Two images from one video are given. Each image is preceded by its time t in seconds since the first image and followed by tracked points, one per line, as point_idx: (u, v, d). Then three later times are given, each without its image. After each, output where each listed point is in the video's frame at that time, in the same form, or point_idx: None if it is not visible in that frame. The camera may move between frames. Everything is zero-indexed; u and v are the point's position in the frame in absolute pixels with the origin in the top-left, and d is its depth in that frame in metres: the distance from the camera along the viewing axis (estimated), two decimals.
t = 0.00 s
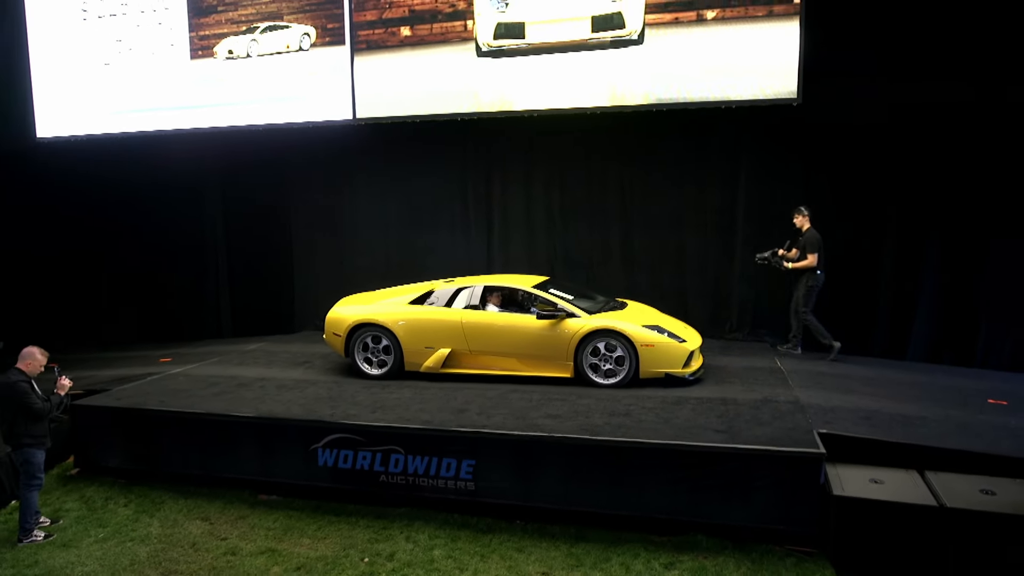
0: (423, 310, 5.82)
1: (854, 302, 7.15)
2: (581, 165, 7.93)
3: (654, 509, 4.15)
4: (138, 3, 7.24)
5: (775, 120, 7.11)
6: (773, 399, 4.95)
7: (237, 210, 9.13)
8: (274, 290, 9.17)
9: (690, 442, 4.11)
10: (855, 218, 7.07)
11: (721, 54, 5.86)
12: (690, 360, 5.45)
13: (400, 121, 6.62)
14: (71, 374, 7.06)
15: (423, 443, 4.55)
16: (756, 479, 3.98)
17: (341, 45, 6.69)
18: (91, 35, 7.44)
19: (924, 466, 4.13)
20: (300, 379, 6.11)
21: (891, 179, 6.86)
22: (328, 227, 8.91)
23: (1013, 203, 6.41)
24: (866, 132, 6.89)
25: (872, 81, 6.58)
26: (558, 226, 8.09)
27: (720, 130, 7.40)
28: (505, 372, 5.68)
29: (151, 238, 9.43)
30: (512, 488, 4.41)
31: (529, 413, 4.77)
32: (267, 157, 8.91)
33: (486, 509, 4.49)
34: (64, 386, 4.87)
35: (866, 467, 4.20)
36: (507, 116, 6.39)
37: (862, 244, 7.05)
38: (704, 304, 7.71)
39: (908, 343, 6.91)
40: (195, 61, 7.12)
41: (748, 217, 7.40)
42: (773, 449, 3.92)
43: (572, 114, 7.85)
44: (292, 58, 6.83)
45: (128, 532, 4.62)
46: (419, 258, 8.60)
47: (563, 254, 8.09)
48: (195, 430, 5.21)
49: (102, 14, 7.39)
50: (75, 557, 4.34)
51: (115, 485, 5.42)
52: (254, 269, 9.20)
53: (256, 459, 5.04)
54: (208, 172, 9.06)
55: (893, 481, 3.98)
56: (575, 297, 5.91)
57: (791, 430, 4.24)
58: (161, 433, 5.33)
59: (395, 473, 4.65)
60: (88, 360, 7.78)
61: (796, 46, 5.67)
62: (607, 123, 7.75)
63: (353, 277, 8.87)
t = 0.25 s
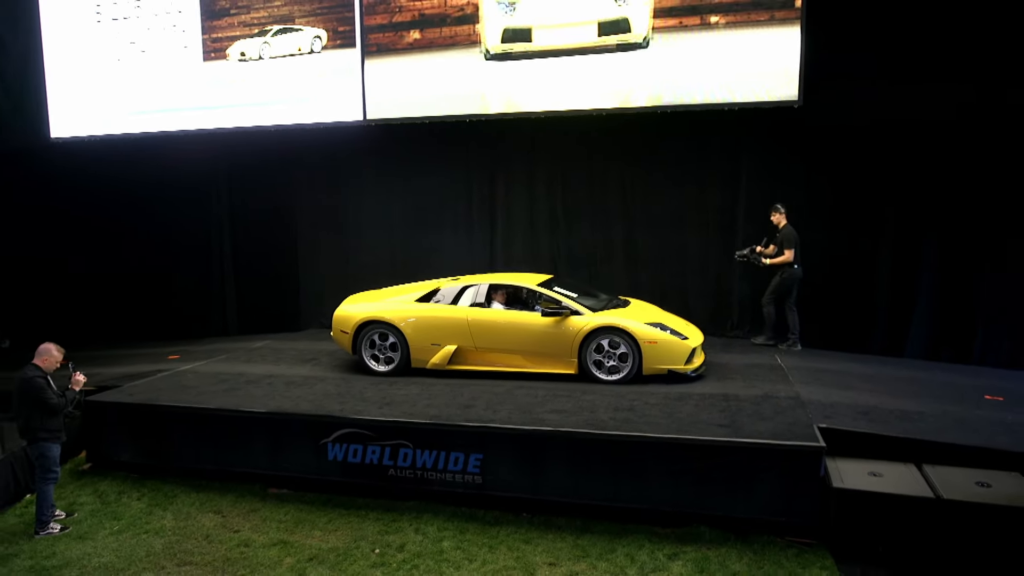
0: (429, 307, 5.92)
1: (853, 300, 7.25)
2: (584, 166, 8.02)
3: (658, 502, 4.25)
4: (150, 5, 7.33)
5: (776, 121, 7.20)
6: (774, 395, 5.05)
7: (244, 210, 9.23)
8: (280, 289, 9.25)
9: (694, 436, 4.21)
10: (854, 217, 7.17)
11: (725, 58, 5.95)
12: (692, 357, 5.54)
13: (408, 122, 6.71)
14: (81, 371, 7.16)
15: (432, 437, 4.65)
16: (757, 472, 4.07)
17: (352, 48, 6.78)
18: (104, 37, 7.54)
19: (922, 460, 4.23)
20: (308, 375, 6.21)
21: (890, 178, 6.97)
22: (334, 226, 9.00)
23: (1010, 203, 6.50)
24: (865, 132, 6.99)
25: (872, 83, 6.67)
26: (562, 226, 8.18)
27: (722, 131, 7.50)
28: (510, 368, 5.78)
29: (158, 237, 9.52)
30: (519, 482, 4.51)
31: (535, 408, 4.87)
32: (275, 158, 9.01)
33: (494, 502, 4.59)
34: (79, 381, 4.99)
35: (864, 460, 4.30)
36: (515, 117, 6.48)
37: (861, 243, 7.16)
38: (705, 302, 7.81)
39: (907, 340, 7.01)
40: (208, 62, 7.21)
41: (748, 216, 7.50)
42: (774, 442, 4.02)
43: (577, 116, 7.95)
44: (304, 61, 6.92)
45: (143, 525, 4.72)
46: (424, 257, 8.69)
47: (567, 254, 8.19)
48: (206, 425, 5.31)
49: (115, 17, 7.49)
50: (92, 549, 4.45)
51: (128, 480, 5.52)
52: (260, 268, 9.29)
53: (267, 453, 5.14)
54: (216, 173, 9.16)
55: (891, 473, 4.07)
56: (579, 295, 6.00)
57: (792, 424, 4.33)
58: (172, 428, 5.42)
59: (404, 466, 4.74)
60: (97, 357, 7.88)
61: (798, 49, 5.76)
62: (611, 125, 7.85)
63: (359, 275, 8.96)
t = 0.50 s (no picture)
0: (435, 306, 6.00)
1: (853, 299, 7.34)
2: (588, 166, 8.10)
3: (662, 496, 4.34)
4: (162, 8, 7.42)
5: (778, 122, 7.28)
6: (776, 391, 5.14)
7: (251, 210, 9.31)
8: (286, 288, 9.34)
9: (697, 431, 4.29)
10: (855, 217, 7.26)
11: (728, 61, 6.03)
12: (695, 354, 5.62)
13: (416, 124, 6.80)
14: (91, 368, 7.26)
15: (440, 433, 4.73)
16: (759, 466, 4.16)
17: (361, 51, 6.86)
18: (115, 40, 7.63)
19: (921, 454, 4.31)
20: (316, 373, 6.29)
21: (890, 178, 7.05)
22: (339, 227, 9.08)
23: (1008, 203, 6.59)
24: (866, 133, 7.07)
25: (874, 84, 6.75)
26: (565, 226, 8.26)
27: (724, 132, 7.57)
28: (515, 365, 5.87)
29: (165, 236, 9.61)
30: (525, 476, 4.60)
31: (541, 404, 4.96)
32: (282, 159, 9.09)
33: (500, 496, 4.68)
34: (92, 377, 5.06)
35: (864, 455, 4.39)
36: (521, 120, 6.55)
37: (861, 242, 7.25)
38: (707, 301, 7.89)
39: (907, 338, 7.10)
40: (220, 65, 7.29)
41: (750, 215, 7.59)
42: (776, 437, 4.11)
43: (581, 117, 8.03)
44: (314, 63, 7.00)
45: (156, 519, 4.82)
46: (429, 257, 8.77)
47: (571, 253, 8.27)
48: (216, 421, 5.40)
49: (128, 20, 7.57)
50: (107, 542, 4.55)
51: (139, 475, 5.62)
52: (266, 267, 9.38)
53: (277, 449, 5.23)
54: (223, 173, 9.24)
55: (891, 467, 4.15)
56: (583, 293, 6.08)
57: (793, 420, 4.42)
58: (183, 424, 5.51)
59: (412, 461, 4.83)
60: (106, 355, 7.97)
61: (799, 52, 5.84)
62: (615, 126, 7.93)
63: (364, 275, 9.04)
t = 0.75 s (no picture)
0: (445, 303, 6.09)
1: (857, 297, 7.42)
2: (595, 167, 8.19)
3: (669, 489, 4.43)
4: (180, 11, 7.54)
5: (783, 122, 7.35)
6: (781, 388, 5.22)
7: (262, 209, 9.42)
8: (296, 286, 9.46)
9: (704, 426, 4.39)
10: (858, 216, 7.34)
11: (736, 63, 6.11)
12: (701, 352, 5.71)
13: (428, 125, 6.90)
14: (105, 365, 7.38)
15: (451, 428, 4.84)
16: (765, 460, 4.25)
17: (374, 53, 6.96)
18: (131, 43, 7.75)
19: (924, 449, 4.39)
20: (328, 369, 6.40)
21: (894, 178, 7.12)
22: (349, 227, 9.18)
23: (1011, 203, 6.66)
24: (870, 133, 7.15)
25: (878, 86, 6.82)
26: (572, 225, 8.35)
27: (730, 133, 7.65)
28: (524, 362, 5.96)
29: (176, 235, 9.73)
30: (535, 470, 4.69)
31: (550, 400, 5.05)
32: (293, 159, 9.20)
33: (510, 490, 4.78)
34: (110, 374, 5.19)
35: (868, 449, 4.47)
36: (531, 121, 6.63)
37: (865, 242, 7.33)
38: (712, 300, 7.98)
39: (910, 336, 7.17)
40: (235, 67, 7.40)
41: (754, 215, 7.67)
42: (781, 432, 4.20)
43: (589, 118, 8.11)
44: (329, 66, 7.11)
45: (173, 512, 4.94)
46: (438, 256, 8.87)
47: (578, 252, 8.35)
48: (231, 416, 5.51)
49: (146, 23, 7.69)
50: (126, 534, 4.67)
51: (156, 469, 5.74)
52: (277, 266, 9.50)
53: (291, 443, 5.34)
54: (235, 173, 9.35)
55: (893, 461, 4.23)
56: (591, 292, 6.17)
57: (798, 415, 4.51)
58: (198, 419, 5.63)
59: (424, 456, 4.94)
60: (119, 352, 8.10)
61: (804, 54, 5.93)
62: (622, 127, 8.01)
63: (373, 274, 9.14)
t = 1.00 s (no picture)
0: (452, 302, 6.16)
1: (860, 296, 7.47)
2: (600, 167, 8.26)
3: (675, 485, 4.50)
4: (194, 13, 7.63)
5: (787, 123, 7.41)
6: (785, 385, 5.28)
7: (270, 209, 9.51)
8: (304, 285, 9.54)
9: (709, 422, 4.45)
10: (862, 216, 7.39)
11: (743, 64, 6.16)
12: (705, 349, 5.77)
13: (438, 125, 6.97)
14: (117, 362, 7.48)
15: (459, 424, 4.91)
16: (769, 456, 4.31)
17: (385, 55, 7.04)
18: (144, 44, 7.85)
19: (926, 445, 4.45)
20: (336, 367, 6.48)
21: (897, 178, 7.17)
22: (357, 227, 9.26)
23: (1014, 202, 6.71)
24: (873, 134, 7.20)
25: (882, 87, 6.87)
26: (578, 224, 8.42)
27: (735, 134, 7.71)
28: (530, 360, 6.03)
29: (185, 234, 9.83)
30: (542, 466, 4.77)
31: (557, 397, 5.12)
32: (302, 159, 9.29)
33: (518, 485, 4.85)
34: (125, 372, 5.27)
35: (871, 445, 4.54)
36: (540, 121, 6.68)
37: (868, 241, 7.39)
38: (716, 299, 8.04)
39: (913, 335, 7.23)
40: (248, 68, 7.49)
41: (758, 214, 7.73)
42: (785, 428, 4.26)
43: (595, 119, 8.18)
44: (341, 67, 7.18)
45: (187, 506, 5.03)
46: (445, 256, 8.94)
47: (583, 252, 8.42)
48: (242, 413, 5.60)
49: (160, 24, 7.78)
50: (141, 527, 4.76)
51: (168, 464, 5.84)
52: (284, 265, 9.58)
53: (301, 439, 5.42)
54: (244, 173, 9.44)
55: (896, 457, 4.29)
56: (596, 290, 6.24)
57: (802, 412, 4.57)
58: (210, 416, 5.71)
59: (432, 451, 5.01)
60: (130, 350, 8.20)
61: (809, 56, 5.99)
62: (628, 127, 8.07)
63: (380, 273, 9.22)
